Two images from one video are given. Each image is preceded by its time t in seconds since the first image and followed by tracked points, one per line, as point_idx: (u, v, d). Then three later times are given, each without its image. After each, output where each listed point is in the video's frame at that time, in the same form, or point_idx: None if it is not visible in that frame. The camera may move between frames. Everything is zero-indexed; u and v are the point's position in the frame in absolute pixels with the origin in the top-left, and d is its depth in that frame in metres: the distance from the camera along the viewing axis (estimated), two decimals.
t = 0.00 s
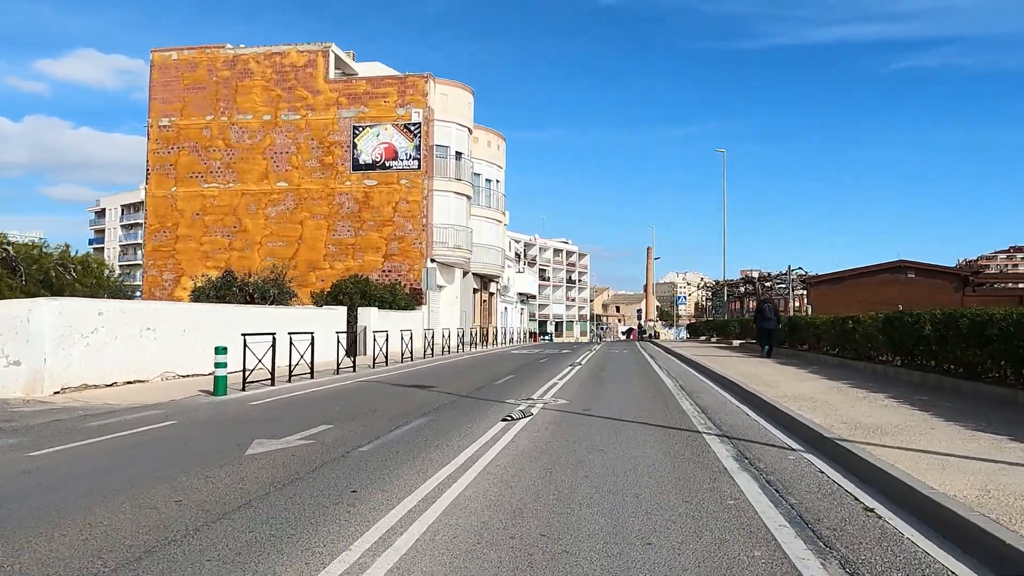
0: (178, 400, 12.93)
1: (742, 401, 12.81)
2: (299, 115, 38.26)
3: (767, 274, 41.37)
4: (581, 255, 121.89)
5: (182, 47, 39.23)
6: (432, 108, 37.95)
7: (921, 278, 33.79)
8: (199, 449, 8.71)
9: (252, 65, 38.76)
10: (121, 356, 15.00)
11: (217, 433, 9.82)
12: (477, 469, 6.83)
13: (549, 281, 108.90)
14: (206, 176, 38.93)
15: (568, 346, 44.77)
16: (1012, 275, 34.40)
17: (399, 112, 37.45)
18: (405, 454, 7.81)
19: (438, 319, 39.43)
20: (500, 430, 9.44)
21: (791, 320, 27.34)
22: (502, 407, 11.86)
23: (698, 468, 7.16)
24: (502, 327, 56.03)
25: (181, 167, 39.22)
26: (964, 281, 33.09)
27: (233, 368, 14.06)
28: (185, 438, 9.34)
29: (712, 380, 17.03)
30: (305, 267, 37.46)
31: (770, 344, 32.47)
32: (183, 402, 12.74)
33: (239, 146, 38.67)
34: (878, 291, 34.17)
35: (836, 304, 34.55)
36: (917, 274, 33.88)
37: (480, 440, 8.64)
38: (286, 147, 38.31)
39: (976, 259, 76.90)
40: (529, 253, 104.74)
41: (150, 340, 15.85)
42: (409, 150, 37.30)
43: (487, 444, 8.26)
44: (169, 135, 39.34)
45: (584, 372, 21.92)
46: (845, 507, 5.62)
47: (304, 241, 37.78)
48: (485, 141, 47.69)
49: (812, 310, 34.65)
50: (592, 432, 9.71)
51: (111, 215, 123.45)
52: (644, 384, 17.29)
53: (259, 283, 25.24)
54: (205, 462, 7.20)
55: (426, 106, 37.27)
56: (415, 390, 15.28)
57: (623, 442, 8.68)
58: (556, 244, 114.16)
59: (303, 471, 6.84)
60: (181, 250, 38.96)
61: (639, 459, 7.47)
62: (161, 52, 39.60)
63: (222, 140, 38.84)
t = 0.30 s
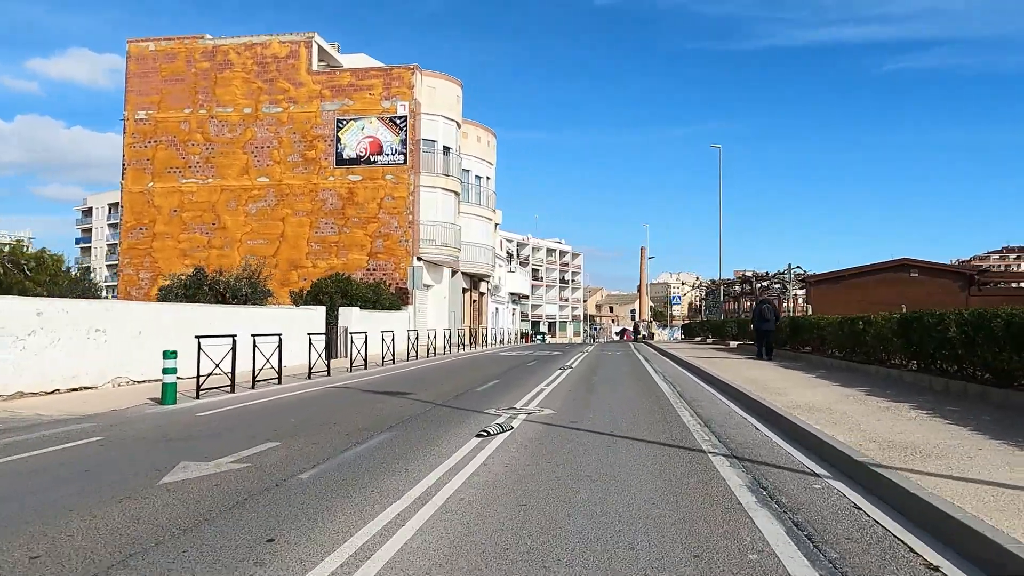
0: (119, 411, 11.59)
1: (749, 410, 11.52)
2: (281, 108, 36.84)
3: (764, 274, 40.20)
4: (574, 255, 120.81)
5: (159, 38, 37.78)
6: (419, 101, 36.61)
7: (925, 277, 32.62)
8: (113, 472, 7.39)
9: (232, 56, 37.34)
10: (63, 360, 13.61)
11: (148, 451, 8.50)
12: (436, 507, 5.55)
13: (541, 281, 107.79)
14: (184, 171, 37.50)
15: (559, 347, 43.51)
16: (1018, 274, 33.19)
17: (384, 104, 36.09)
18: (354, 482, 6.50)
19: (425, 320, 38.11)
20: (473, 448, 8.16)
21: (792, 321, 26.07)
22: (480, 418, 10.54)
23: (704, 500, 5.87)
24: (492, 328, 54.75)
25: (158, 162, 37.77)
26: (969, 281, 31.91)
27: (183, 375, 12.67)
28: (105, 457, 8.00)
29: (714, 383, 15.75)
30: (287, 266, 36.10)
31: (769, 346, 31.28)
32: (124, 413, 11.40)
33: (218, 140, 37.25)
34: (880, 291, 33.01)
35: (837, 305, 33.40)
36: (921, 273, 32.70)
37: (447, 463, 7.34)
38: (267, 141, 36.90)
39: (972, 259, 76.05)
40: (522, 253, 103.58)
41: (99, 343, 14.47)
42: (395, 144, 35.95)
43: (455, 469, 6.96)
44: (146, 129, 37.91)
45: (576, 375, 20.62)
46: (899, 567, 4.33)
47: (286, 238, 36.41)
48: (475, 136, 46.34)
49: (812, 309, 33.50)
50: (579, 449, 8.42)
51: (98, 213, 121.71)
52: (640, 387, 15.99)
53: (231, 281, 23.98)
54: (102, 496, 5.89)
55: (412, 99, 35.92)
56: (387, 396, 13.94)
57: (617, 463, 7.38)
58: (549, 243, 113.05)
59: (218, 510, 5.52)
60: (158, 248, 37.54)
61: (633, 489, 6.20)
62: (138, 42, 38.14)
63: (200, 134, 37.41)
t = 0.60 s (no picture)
0: (56, 422, 10.30)
1: (765, 419, 10.21)
2: (269, 100, 35.58)
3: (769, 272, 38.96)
4: (575, 254, 119.56)
5: (144, 28, 36.50)
6: (412, 93, 35.37)
7: (938, 275, 31.33)
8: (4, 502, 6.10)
9: (219, 46, 36.06)
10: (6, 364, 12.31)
11: (62, 473, 7.21)
12: (378, 566, 4.24)
13: (541, 281, 106.54)
14: (169, 166, 36.21)
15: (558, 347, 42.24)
16: None
17: (376, 96, 34.83)
18: (288, 522, 5.21)
19: (419, 320, 36.87)
20: (444, 472, 6.87)
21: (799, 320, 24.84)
22: (459, 432, 9.26)
23: (724, 551, 4.57)
24: (490, 328, 53.49)
25: (142, 156, 36.47)
26: (985, 278, 30.59)
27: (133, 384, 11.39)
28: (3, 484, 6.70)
29: (721, 385, 14.45)
30: (275, 264, 34.80)
31: (775, 346, 30.06)
32: (61, 424, 10.10)
33: (204, 133, 35.98)
34: (892, 289, 31.76)
35: (847, 304, 32.22)
36: (934, 270, 31.40)
37: (409, 493, 6.04)
38: (255, 134, 35.62)
39: (977, 257, 74.76)
40: (521, 252, 102.35)
41: (50, 345, 13.19)
42: (387, 137, 34.69)
43: (415, 504, 5.66)
44: (130, 122, 36.61)
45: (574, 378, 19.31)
46: None
47: (274, 235, 35.13)
48: (471, 130, 45.08)
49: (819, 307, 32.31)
50: (570, 471, 7.12)
51: (93, 212, 120.46)
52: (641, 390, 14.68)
53: (206, 279, 22.83)
54: None
55: (405, 90, 34.66)
56: (364, 403, 12.66)
57: (614, 492, 6.09)
58: (549, 242, 111.78)
59: (94, 569, 4.22)
60: (142, 245, 36.21)
61: (633, 534, 4.90)
62: (121, 32, 36.84)
63: (186, 127, 36.12)
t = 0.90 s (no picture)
0: None
1: (788, 432, 8.92)
2: (260, 92, 34.36)
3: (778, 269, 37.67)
4: (579, 253, 118.23)
5: (131, 18, 35.27)
6: (408, 84, 34.12)
7: (957, 271, 29.96)
8: None
9: (208, 37, 34.83)
10: None
11: None
12: None
13: (544, 279, 105.24)
14: (157, 160, 35.01)
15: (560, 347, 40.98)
16: None
17: (371, 87, 33.58)
18: None
19: (416, 319, 35.67)
20: (408, 506, 5.61)
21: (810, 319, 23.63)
22: (437, 451, 8.00)
23: None
24: (491, 328, 52.24)
25: (130, 151, 35.25)
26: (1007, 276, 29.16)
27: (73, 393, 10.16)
28: None
29: (734, 390, 13.17)
30: (266, 262, 33.59)
31: (785, 346, 28.80)
32: None
33: (193, 127, 34.74)
34: (909, 287, 30.41)
35: (862, 303, 30.93)
36: (953, 267, 30.02)
37: (356, 541, 4.77)
38: (245, 128, 34.40)
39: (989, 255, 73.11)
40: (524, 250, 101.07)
41: None
42: (381, 130, 33.45)
43: (358, 559, 4.40)
44: (117, 115, 35.38)
45: (573, 380, 18.02)
46: None
47: (265, 232, 33.91)
48: (470, 124, 43.81)
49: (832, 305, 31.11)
50: (561, 504, 5.87)
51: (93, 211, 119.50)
52: (646, 396, 13.39)
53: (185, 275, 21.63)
54: None
55: (401, 81, 33.42)
56: (338, 412, 11.39)
57: (614, 539, 4.83)
58: (552, 241, 110.50)
59: None
60: (130, 242, 35.01)
61: None
62: (107, 22, 35.61)
63: (175, 120, 34.88)
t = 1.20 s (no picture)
0: None
1: (825, 451, 7.60)
2: (252, 84, 33.15)
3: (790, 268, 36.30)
4: (584, 252, 116.91)
5: (119, 8, 34.06)
6: (405, 75, 32.84)
7: (979, 269, 28.44)
8: None
9: (198, 27, 33.62)
10: None
11: None
12: None
13: (549, 279, 103.89)
14: (146, 155, 33.82)
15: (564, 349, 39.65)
16: None
17: (366, 78, 32.32)
18: None
19: (414, 320, 34.36)
20: (355, 560, 4.34)
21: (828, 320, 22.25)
22: (409, 477, 6.73)
23: None
24: (494, 328, 50.97)
25: (118, 145, 34.05)
26: None
27: None
28: None
29: (754, 397, 11.84)
30: (258, 260, 32.36)
31: (798, 348, 27.45)
32: None
33: (183, 120, 33.54)
34: (929, 286, 29.00)
35: (878, 302, 29.74)
36: (975, 265, 28.50)
37: None
38: (236, 121, 33.19)
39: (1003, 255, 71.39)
40: (528, 250, 99.78)
41: None
42: (377, 123, 32.19)
43: None
44: (105, 108, 34.16)
45: (575, 383, 16.69)
46: None
47: (257, 229, 32.68)
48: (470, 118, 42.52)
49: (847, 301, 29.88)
50: (552, 553, 4.59)
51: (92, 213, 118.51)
52: (656, 402, 12.07)
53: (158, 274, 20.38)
54: None
55: (397, 72, 32.17)
56: (308, 424, 10.10)
57: None
58: (557, 240, 109.15)
59: None
60: (118, 240, 33.80)
61: None
62: (95, 13, 34.40)
63: (164, 113, 33.67)
